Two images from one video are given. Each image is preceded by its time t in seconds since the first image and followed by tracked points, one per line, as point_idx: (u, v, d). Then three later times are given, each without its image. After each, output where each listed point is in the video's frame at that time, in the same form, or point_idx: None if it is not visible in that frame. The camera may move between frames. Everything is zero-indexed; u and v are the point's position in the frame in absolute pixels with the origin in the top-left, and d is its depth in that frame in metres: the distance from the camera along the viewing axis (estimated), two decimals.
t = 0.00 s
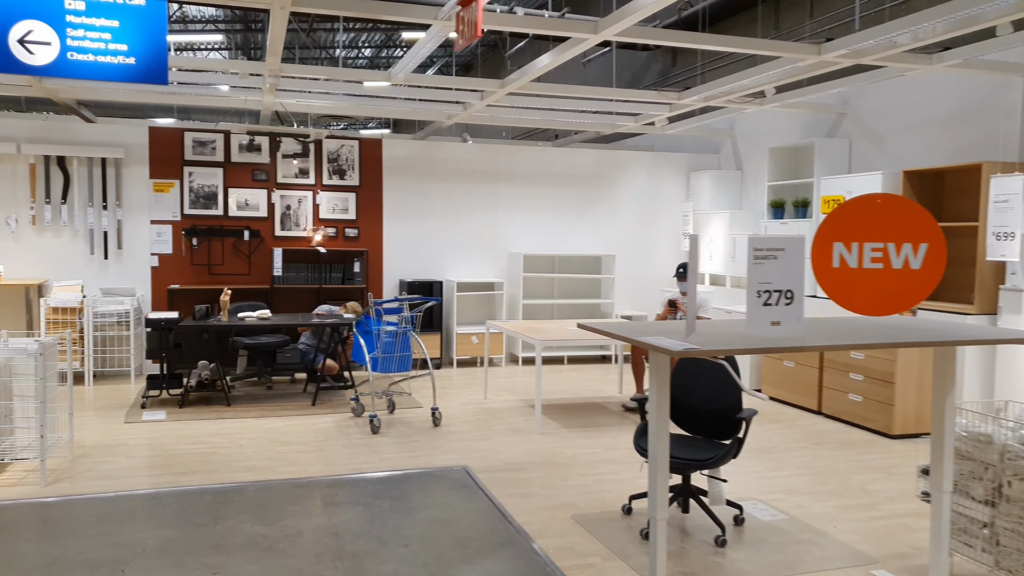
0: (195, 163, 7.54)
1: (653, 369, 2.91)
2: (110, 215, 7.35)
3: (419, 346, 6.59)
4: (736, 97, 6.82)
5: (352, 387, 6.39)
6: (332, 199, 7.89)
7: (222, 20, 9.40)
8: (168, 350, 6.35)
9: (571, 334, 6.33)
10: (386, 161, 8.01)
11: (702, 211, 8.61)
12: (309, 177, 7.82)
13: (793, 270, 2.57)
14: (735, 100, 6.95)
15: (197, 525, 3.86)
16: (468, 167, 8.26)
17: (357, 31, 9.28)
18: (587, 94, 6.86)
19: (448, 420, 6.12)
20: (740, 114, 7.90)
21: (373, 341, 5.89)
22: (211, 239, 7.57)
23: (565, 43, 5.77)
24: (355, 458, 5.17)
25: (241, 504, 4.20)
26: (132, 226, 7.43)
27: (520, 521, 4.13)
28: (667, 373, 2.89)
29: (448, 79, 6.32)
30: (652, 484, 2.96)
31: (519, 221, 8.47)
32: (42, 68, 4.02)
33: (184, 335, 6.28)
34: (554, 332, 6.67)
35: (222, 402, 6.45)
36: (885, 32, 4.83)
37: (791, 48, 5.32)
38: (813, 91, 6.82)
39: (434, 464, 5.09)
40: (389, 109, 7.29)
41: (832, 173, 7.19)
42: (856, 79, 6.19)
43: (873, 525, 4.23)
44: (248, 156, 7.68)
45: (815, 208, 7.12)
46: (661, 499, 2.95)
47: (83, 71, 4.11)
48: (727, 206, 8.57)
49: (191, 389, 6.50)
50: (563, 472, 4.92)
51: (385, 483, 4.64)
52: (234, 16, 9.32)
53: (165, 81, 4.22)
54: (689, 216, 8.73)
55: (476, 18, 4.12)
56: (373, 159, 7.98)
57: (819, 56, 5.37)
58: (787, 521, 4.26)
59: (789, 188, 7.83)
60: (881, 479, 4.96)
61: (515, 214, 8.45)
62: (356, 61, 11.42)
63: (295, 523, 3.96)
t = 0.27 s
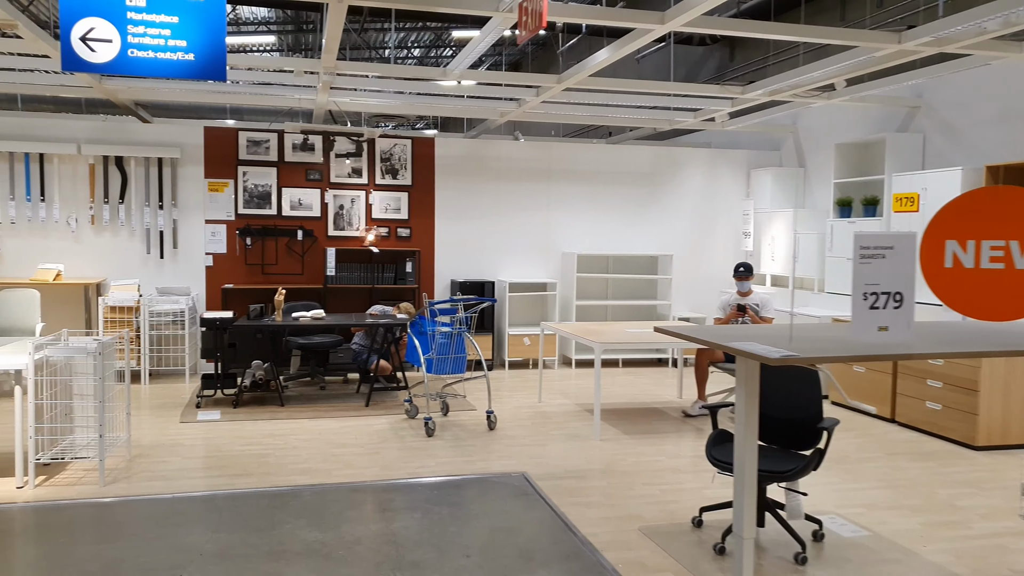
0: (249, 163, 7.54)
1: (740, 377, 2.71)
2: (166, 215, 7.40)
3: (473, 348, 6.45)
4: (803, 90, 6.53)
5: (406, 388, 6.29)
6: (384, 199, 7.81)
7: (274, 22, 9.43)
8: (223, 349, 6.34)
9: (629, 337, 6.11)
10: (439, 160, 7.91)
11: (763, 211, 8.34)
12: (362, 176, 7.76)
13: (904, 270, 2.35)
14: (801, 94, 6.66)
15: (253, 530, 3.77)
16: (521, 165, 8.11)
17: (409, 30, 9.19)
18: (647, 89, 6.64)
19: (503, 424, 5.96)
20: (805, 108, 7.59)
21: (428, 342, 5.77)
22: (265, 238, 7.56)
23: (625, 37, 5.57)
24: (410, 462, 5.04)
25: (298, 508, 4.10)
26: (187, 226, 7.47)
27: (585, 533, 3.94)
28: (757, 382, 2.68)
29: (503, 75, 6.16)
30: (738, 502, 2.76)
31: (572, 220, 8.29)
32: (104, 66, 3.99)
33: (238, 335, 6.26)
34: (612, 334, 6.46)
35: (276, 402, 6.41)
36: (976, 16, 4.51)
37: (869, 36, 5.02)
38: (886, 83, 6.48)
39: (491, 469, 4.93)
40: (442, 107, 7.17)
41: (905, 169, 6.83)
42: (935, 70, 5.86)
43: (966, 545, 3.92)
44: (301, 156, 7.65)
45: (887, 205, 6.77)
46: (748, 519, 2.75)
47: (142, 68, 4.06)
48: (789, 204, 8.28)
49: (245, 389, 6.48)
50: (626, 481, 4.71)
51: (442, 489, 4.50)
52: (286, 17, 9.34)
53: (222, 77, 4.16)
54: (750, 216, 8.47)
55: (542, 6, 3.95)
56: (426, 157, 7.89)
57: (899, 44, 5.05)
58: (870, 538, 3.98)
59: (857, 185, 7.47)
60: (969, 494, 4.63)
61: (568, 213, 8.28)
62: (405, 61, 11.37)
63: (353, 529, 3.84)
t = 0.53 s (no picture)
0: (284, 164, 7.47)
1: (816, 388, 2.64)
2: (201, 216, 7.35)
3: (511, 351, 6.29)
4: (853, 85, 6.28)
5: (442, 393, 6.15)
6: (418, 199, 7.70)
7: (306, 23, 9.38)
8: (257, 352, 6.26)
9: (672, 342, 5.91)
10: (473, 160, 7.79)
11: (807, 211, 8.11)
12: (396, 177, 7.65)
13: (1004, 275, 2.23)
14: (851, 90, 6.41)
15: (291, 540, 3.64)
16: (556, 165, 7.96)
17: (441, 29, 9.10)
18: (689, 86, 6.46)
19: (542, 430, 5.80)
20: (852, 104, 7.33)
21: (465, 346, 5.63)
22: (298, 240, 7.48)
23: (669, 32, 5.38)
24: (448, 470, 4.89)
25: (335, 518, 3.97)
26: (221, 227, 7.42)
27: (634, 547, 3.75)
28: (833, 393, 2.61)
29: (543, 72, 6.01)
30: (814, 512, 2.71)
31: (609, 220, 8.11)
32: (140, 64, 3.91)
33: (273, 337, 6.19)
34: (654, 338, 6.26)
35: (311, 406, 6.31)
36: None
37: (930, 27, 4.77)
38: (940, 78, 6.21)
39: (532, 478, 4.76)
40: (478, 106, 7.03)
41: (960, 167, 6.53)
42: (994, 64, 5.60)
43: None
44: (336, 156, 7.57)
45: (940, 204, 6.48)
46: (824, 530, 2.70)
47: (179, 66, 3.96)
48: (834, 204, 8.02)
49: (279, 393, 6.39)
50: (673, 493, 4.51)
51: (483, 499, 4.34)
52: (319, 18, 9.29)
53: (260, 75, 4.06)
54: (793, 216, 8.24)
55: None
56: (460, 158, 7.77)
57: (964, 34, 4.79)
58: (939, 557, 3.74)
59: (907, 184, 7.18)
60: None
61: (605, 213, 8.10)
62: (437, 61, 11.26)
63: (393, 541, 3.70)
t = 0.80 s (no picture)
0: (300, 162, 7.35)
1: (878, 398, 2.52)
2: (216, 216, 7.24)
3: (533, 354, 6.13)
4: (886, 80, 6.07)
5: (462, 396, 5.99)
6: (436, 199, 7.55)
7: (322, 22, 9.27)
8: (273, 354, 6.14)
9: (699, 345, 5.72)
10: (492, 159, 7.64)
11: (833, 211, 7.90)
12: (414, 176, 7.51)
13: None
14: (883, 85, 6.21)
15: (309, 552, 3.49)
16: (576, 163, 7.79)
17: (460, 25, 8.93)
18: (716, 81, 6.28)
19: (565, 435, 5.62)
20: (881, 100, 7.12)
21: (487, 348, 5.47)
22: (315, 239, 7.36)
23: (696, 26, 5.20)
24: (471, 477, 4.73)
25: (355, 528, 3.81)
26: (237, 227, 7.30)
27: (669, 561, 3.57)
28: (896, 403, 2.50)
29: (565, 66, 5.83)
30: (873, 526, 2.61)
31: (630, 220, 7.93)
32: (155, 57, 3.78)
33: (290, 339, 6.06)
34: (680, 341, 6.08)
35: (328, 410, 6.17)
36: None
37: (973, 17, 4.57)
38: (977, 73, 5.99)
39: (557, 486, 4.59)
40: (498, 103, 6.87)
41: (997, 164, 6.27)
42: None
43: None
44: (353, 155, 7.44)
45: (975, 202, 6.25)
46: (884, 544, 2.59)
47: (195, 59, 3.83)
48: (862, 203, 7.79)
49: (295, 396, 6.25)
50: (705, 503, 4.33)
51: (507, 508, 4.17)
52: (335, 16, 9.18)
53: (278, 68, 3.91)
54: (818, 215, 8.03)
55: None
56: (478, 156, 7.62)
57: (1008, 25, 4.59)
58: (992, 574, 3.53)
59: (939, 182, 6.96)
60: None
61: (626, 212, 7.92)
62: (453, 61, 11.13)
63: (416, 553, 3.54)
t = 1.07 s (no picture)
0: (310, 161, 7.20)
1: (945, 412, 2.36)
2: (225, 215, 7.09)
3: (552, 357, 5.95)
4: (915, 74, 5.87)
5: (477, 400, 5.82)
6: (449, 198, 7.39)
7: (332, 18, 9.12)
8: (284, 357, 5.99)
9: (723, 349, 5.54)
10: (506, 157, 7.47)
11: (856, 211, 7.69)
12: (427, 174, 7.35)
13: None
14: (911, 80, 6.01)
15: (323, 566, 3.33)
16: (592, 161, 7.61)
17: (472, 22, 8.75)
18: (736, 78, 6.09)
19: (584, 441, 5.45)
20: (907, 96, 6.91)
21: (504, 352, 5.29)
22: (326, 239, 7.20)
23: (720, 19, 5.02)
24: (488, 485, 4.56)
25: (370, 541, 3.65)
26: (246, 227, 7.16)
27: None
28: (966, 416, 2.33)
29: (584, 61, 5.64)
30: (942, 550, 2.42)
31: (648, 219, 7.75)
32: (163, 48, 3.63)
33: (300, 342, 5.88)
34: (702, 344, 5.89)
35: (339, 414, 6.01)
36: None
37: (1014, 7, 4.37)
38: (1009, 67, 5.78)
39: (579, 495, 4.42)
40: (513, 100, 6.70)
41: None
42: None
43: None
44: (364, 153, 7.28)
45: (1006, 200, 6.02)
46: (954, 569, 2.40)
47: (204, 50, 3.67)
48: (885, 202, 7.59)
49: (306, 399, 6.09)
50: (734, 513, 4.14)
51: (528, 519, 4.00)
52: (345, 13, 9.03)
53: (291, 61, 3.74)
54: (840, 214, 7.83)
55: None
56: (492, 154, 7.45)
57: None
58: None
59: (967, 181, 6.76)
60: None
61: (643, 211, 7.74)
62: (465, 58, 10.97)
63: (434, 568, 3.37)
